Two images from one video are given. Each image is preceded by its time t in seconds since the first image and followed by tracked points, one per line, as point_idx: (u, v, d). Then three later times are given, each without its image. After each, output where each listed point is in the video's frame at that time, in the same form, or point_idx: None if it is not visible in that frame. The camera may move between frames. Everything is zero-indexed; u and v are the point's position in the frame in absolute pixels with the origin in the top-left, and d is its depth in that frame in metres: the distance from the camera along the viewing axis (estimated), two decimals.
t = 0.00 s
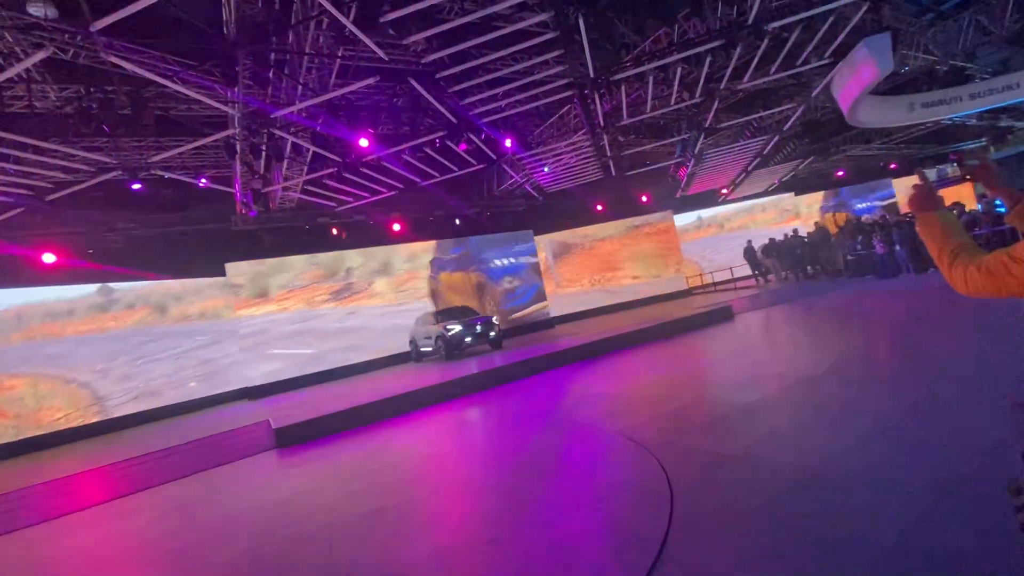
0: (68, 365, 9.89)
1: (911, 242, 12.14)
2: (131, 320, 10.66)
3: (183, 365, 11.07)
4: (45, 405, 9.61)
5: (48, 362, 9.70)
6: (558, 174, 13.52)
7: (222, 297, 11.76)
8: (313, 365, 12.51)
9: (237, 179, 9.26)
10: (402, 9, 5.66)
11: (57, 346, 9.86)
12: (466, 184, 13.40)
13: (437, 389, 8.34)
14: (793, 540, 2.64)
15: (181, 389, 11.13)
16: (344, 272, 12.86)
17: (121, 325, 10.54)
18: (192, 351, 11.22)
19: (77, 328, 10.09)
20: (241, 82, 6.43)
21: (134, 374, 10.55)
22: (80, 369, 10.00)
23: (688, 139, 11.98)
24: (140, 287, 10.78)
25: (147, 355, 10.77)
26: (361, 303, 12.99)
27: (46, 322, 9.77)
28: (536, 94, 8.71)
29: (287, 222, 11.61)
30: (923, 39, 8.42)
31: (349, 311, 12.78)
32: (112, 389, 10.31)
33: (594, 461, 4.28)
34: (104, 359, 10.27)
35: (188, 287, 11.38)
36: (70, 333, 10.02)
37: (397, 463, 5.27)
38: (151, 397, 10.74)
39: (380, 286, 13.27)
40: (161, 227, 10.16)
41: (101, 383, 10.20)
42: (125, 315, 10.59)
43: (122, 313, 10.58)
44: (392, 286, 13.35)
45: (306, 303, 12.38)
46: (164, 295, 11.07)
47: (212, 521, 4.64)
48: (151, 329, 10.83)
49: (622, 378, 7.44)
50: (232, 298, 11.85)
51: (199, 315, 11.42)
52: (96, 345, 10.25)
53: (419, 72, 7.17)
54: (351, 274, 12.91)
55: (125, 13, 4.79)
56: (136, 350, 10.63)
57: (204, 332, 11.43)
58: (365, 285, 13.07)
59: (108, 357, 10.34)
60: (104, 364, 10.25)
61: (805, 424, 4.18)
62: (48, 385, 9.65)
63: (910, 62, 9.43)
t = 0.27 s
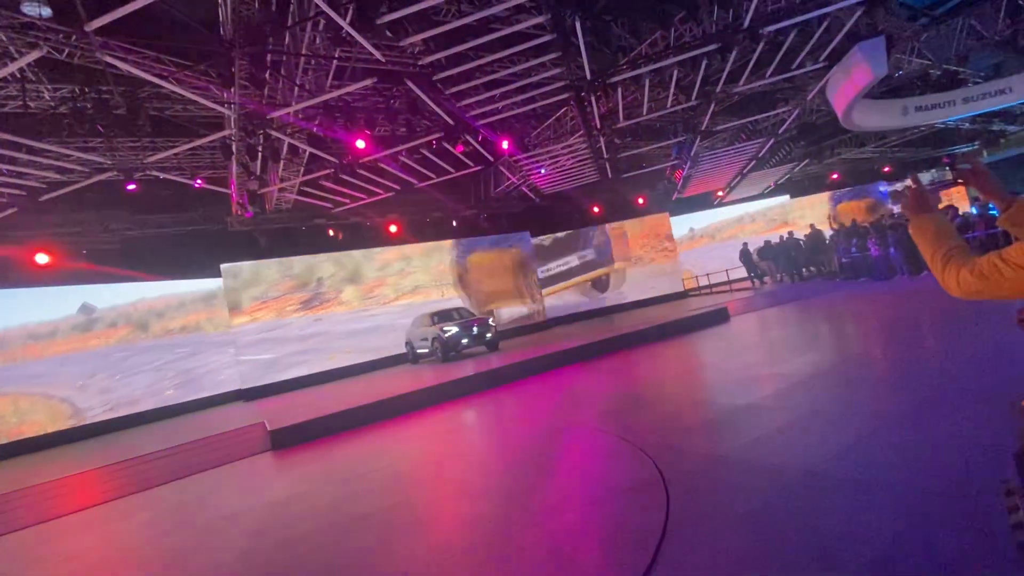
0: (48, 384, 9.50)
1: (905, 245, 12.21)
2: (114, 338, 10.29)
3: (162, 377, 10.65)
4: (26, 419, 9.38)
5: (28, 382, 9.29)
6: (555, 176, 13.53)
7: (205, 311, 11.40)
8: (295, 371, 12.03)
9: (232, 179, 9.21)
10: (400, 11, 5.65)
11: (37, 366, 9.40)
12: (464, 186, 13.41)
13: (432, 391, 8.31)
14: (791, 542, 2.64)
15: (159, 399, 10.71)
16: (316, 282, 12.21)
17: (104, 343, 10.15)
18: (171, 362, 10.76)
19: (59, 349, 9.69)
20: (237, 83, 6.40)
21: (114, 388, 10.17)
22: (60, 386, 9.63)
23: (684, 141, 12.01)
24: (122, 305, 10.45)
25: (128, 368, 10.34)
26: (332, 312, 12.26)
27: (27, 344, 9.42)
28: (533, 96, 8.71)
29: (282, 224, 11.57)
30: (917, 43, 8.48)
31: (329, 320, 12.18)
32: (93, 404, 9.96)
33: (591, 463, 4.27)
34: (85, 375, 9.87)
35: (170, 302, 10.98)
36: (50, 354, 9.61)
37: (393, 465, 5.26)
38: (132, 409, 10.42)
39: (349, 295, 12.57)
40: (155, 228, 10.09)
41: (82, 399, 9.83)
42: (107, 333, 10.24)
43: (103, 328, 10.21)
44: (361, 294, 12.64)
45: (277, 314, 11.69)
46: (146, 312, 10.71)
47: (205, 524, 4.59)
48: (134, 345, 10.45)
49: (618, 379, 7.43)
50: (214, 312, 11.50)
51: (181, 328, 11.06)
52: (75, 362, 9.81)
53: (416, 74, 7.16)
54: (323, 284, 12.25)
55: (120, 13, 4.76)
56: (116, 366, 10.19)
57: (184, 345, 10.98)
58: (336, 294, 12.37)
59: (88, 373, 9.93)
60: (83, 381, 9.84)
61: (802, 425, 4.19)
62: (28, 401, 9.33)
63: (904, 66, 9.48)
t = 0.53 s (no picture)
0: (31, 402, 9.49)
1: (898, 247, 12.30)
2: (98, 355, 10.13)
3: (142, 388, 10.55)
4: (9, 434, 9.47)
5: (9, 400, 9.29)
6: (552, 177, 13.56)
7: (189, 325, 11.21)
8: (290, 372, 11.99)
9: (227, 179, 9.17)
10: (395, 11, 5.63)
11: (18, 386, 9.34)
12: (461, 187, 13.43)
13: (428, 391, 8.30)
14: (786, 543, 2.65)
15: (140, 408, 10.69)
16: (290, 292, 11.98)
17: (88, 361, 9.99)
18: (151, 374, 10.64)
19: (45, 368, 9.58)
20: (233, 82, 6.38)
21: (97, 401, 10.14)
22: (44, 403, 9.64)
23: (680, 143, 12.05)
24: (107, 323, 10.31)
25: (110, 383, 10.23)
26: (302, 321, 12.01)
27: (12, 365, 9.31)
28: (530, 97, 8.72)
29: (277, 224, 11.57)
30: (910, 46, 8.54)
31: (300, 330, 11.95)
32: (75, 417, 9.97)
33: (587, 464, 4.28)
34: (66, 391, 9.81)
35: (155, 317, 10.82)
36: (36, 373, 9.51)
37: (389, 466, 5.26)
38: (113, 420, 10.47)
39: (320, 304, 12.27)
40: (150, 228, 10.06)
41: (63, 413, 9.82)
42: (91, 350, 10.07)
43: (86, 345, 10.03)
44: (332, 303, 12.33)
45: (249, 324, 11.59)
46: (131, 328, 10.55)
47: (199, 525, 4.57)
48: (118, 360, 10.29)
49: (614, 380, 7.44)
50: (199, 325, 11.30)
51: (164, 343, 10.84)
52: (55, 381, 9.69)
53: (412, 74, 7.14)
54: (296, 294, 11.99)
55: (113, 13, 4.72)
56: (99, 381, 10.11)
57: (166, 358, 10.81)
58: (307, 304, 12.09)
59: (70, 389, 9.85)
60: (67, 396, 9.82)
61: (796, 425, 4.22)
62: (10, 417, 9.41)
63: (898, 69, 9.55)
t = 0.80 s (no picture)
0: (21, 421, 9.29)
1: (892, 248, 12.38)
2: (85, 373, 9.87)
3: (129, 400, 10.40)
4: None
5: None
6: (548, 178, 13.58)
7: (175, 340, 10.97)
8: (285, 372, 11.93)
9: (223, 180, 9.13)
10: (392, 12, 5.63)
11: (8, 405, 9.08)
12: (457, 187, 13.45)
13: (425, 392, 8.30)
14: (780, 543, 2.66)
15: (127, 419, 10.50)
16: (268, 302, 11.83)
17: (75, 379, 9.73)
18: (138, 387, 10.47)
19: (34, 387, 9.30)
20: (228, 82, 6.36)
21: (84, 415, 9.96)
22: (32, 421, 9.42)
23: (676, 144, 12.09)
24: (94, 340, 10.07)
25: (98, 396, 10.06)
26: (274, 331, 11.81)
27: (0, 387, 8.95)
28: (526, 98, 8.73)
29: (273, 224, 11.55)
30: (904, 49, 8.61)
31: (273, 340, 11.77)
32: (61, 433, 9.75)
33: (583, 464, 4.29)
34: (55, 407, 9.60)
35: (143, 333, 10.56)
36: (26, 393, 9.25)
37: (385, 466, 5.26)
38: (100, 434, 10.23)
39: (293, 313, 12.07)
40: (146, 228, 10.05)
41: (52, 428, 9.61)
42: (79, 367, 9.80)
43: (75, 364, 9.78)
44: (305, 312, 12.09)
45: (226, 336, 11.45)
46: (118, 345, 10.29)
47: (194, 527, 4.54)
48: (105, 377, 10.04)
49: (611, 380, 7.46)
50: (185, 338, 11.07)
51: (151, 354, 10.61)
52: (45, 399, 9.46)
53: (408, 75, 7.14)
54: (278, 302, 11.89)
55: (108, 12, 4.70)
56: (87, 396, 9.91)
57: (152, 372, 10.58)
58: (289, 311, 11.98)
59: (57, 405, 9.64)
60: (55, 412, 9.62)
61: (790, 426, 4.24)
62: None
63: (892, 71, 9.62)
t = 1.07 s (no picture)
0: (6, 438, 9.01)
1: (887, 248, 12.44)
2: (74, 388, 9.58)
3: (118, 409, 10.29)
4: None
5: None
6: (545, 177, 13.60)
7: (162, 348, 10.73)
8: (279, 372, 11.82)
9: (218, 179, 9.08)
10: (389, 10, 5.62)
11: None
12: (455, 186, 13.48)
13: (421, 391, 8.29)
14: (775, 541, 2.67)
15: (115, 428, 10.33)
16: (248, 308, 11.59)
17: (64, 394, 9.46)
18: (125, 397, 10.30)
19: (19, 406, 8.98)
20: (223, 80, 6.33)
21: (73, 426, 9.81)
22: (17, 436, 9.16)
23: (673, 144, 12.11)
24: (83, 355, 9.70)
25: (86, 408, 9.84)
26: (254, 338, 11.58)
27: None
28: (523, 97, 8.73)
29: (268, 222, 11.52)
30: (898, 50, 8.67)
31: (268, 339, 11.68)
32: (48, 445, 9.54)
33: (578, 463, 4.30)
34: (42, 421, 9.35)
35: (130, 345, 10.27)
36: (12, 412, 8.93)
37: (381, 466, 5.25)
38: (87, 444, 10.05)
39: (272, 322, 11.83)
40: (142, 227, 10.08)
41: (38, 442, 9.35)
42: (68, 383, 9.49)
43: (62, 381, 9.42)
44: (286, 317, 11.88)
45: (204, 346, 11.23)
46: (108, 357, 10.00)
47: (190, 527, 4.52)
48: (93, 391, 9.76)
49: (607, 379, 7.47)
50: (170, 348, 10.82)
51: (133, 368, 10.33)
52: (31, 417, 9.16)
53: (405, 73, 7.12)
54: (272, 302, 11.82)
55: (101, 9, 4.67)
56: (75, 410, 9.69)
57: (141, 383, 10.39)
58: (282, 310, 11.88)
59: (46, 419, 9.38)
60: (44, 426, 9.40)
61: (785, 425, 4.26)
62: None
63: (886, 72, 9.69)
